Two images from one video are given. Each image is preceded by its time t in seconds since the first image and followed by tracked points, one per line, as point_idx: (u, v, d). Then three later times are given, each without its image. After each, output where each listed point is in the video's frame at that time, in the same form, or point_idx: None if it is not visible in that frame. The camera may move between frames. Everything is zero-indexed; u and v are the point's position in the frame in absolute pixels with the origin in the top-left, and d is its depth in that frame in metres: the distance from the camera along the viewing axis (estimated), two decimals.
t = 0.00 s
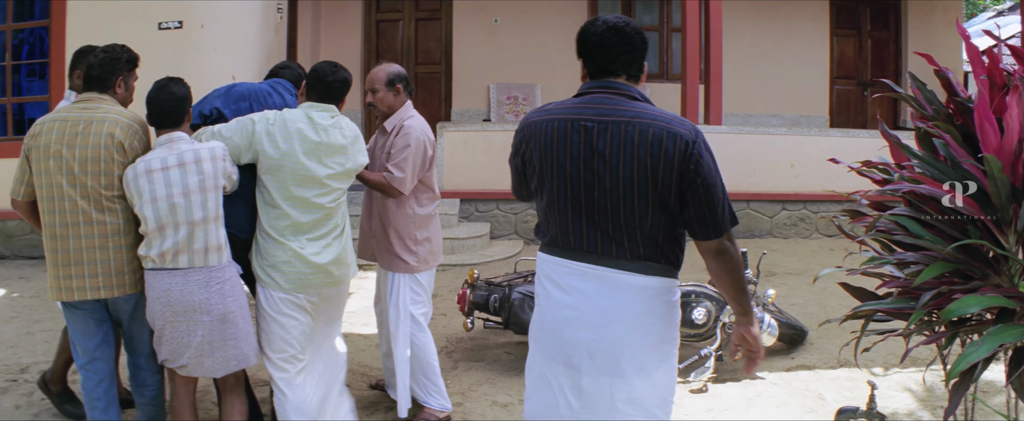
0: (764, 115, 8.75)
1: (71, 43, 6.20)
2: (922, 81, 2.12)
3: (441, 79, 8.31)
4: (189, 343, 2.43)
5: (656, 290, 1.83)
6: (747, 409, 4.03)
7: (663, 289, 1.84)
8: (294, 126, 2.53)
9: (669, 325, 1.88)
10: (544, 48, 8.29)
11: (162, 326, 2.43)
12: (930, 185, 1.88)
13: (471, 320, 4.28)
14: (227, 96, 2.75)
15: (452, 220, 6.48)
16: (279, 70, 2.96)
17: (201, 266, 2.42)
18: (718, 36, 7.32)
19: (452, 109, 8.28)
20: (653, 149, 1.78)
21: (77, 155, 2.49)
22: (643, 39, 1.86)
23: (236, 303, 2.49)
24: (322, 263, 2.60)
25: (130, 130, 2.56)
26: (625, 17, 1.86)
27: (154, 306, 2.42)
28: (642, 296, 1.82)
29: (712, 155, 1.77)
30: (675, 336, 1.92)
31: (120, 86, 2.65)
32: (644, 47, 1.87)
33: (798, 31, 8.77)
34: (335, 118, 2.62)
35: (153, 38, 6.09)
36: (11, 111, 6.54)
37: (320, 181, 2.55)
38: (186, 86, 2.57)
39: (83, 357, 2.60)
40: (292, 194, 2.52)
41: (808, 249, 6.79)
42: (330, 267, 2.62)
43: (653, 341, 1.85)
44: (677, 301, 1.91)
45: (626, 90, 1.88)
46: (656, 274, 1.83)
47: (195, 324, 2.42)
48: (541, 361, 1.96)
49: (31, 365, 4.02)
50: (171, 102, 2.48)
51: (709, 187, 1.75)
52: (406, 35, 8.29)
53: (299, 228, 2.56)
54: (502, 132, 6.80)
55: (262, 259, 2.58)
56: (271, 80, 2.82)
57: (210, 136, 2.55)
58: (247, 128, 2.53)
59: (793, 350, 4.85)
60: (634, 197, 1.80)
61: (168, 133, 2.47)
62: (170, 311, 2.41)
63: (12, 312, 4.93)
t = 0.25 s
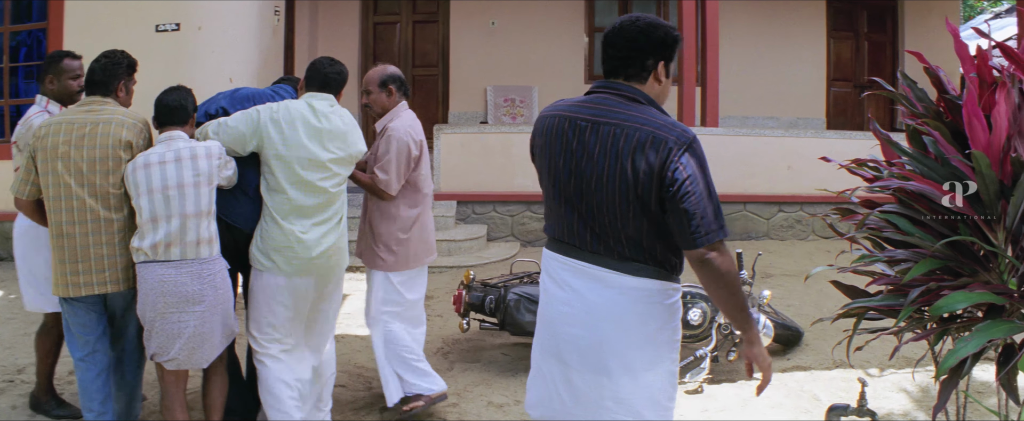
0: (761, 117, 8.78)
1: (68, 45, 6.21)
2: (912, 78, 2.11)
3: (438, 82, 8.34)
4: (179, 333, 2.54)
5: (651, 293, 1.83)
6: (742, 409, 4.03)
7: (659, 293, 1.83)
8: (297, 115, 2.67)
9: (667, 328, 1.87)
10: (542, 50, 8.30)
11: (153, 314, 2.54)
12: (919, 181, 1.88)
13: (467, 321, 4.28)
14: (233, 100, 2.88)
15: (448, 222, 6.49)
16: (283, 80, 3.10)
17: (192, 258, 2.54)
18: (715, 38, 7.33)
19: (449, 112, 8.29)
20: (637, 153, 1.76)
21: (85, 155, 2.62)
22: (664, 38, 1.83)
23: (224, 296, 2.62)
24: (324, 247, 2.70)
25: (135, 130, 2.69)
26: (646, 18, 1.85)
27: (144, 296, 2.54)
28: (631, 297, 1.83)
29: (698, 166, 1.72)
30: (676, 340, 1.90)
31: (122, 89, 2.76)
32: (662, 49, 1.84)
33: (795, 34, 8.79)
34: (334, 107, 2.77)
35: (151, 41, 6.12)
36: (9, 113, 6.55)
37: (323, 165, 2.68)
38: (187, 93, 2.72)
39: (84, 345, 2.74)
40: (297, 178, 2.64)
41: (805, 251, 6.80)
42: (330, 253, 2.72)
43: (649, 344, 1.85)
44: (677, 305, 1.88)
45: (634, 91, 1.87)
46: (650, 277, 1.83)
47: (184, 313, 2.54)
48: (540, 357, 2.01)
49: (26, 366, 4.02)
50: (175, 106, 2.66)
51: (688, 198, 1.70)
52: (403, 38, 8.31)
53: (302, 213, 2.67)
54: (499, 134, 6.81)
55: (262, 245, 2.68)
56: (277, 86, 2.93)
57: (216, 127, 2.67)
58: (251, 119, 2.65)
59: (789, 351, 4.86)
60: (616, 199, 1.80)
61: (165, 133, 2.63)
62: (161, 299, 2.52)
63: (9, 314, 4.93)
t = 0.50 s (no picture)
0: (756, 121, 8.81)
1: (63, 49, 6.23)
2: (901, 80, 2.12)
3: (434, 86, 8.37)
4: (183, 325, 2.64)
5: (646, 295, 1.84)
6: (736, 411, 4.02)
7: (653, 294, 1.84)
8: (285, 107, 2.82)
9: (663, 328, 1.88)
10: (538, 55, 8.32)
11: (154, 311, 2.62)
12: (906, 180, 1.89)
13: (461, 324, 4.28)
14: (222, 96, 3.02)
15: (443, 225, 6.49)
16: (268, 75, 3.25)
17: (193, 255, 2.63)
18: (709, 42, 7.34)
19: (445, 116, 8.31)
20: (622, 158, 1.77)
21: (86, 151, 2.71)
22: (671, 39, 1.81)
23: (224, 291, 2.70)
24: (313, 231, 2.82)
25: (135, 128, 2.79)
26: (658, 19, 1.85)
27: (145, 293, 2.60)
28: (622, 298, 1.84)
29: (680, 174, 1.69)
30: (674, 340, 1.91)
31: (123, 89, 2.89)
32: (667, 51, 1.82)
33: (790, 38, 8.81)
34: (320, 97, 2.93)
35: (146, 44, 6.14)
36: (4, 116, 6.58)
37: (311, 151, 2.82)
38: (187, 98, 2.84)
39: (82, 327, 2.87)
40: (287, 164, 2.78)
41: (799, 254, 6.81)
42: (318, 236, 2.83)
43: (645, 345, 1.87)
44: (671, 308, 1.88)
45: (637, 93, 1.87)
46: (643, 279, 1.84)
47: (184, 310, 2.62)
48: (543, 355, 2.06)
49: (21, 369, 4.02)
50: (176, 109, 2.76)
51: (665, 206, 1.68)
52: (399, 43, 8.34)
53: (293, 199, 2.80)
54: (494, 138, 6.81)
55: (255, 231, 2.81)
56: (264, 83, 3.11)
57: (209, 125, 2.81)
58: (241, 113, 2.80)
59: (783, 354, 4.86)
60: (602, 202, 1.81)
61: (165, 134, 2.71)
62: (163, 294, 2.59)
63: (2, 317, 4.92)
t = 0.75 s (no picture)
0: (751, 122, 8.83)
1: (59, 50, 6.22)
2: (892, 76, 2.12)
3: (430, 87, 8.37)
4: (175, 308, 2.69)
5: (640, 295, 1.84)
6: (731, 411, 4.02)
7: (646, 293, 1.85)
8: (281, 110, 2.91)
9: (659, 327, 1.88)
10: (534, 55, 8.33)
11: (147, 299, 2.70)
12: (897, 178, 1.90)
13: (456, 324, 4.28)
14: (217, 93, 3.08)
15: (439, 226, 6.49)
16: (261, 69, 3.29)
17: (183, 242, 2.68)
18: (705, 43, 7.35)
19: (441, 117, 8.32)
20: (615, 158, 1.78)
21: (81, 148, 2.75)
22: (667, 41, 1.83)
23: (213, 278, 2.74)
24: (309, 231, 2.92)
25: (128, 125, 2.82)
26: (660, 24, 1.86)
27: (140, 279, 2.67)
28: (611, 296, 1.85)
29: (670, 177, 1.70)
30: (671, 340, 1.91)
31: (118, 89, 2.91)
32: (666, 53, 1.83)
33: (785, 39, 8.83)
34: (314, 100, 3.02)
35: (141, 45, 6.11)
36: None
37: (306, 154, 2.91)
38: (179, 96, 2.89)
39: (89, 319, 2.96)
40: (281, 166, 2.88)
41: (795, 254, 6.82)
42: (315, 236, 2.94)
43: (641, 344, 1.88)
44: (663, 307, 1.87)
45: (637, 95, 1.89)
46: (637, 278, 1.84)
47: (174, 295, 2.68)
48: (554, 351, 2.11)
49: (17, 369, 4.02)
50: (162, 103, 2.81)
51: (654, 208, 1.70)
52: (395, 44, 8.35)
53: (287, 200, 2.89)
54: (490, 139, 6.81)
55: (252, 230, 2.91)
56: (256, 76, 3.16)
57: (207, 123, 2.88)
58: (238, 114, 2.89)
59: (778, 354, 4.87)
60: (596, 201, 1.83)
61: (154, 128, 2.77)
62: (155, 281, 2.66)
63: None
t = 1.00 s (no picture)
0: (748, 120, 8.83)
1: (56, 50, 6.22)
2: (885, 73, 2.12)
3: (427, 86, 8.38)
4: (162, 302, 2.77)
5: (624, 287, 1.88)
6: (727, 409, 4.02)
7: (630, 283, 1.88)
8: (289, 110, 3.06)
9: (649, 318, 1.90)
10: (531, 54, 8.34)
11: (137, 293, 2.79)
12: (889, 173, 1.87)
13: (453, 322, 4.27)
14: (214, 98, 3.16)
15: (436, 225, 6.49)
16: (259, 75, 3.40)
17: (170, 238, 2.75)
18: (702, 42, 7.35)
19: (438, 115, 8.32)
20: (596, 149, 1.84)
21: (71, 150, 2.81)
22: (652, 41, 1.86)
23: (200, 274, 2.81)
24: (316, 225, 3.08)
25: (116, 126, 2.89)
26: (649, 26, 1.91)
27: (130, 274, 2.76)
28: (594, 282, 1.91)
29: (644, 162, 1.73)
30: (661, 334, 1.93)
31: (106, 89, 2.96)
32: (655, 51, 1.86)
33: (782, 38, 8.84)
34: (317, 101, 3.18)
35: (138, 43, 6.10)
36: None
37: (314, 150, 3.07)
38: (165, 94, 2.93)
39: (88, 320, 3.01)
40: (291, 163, 3.02)
41: (792, 253, 6.83)
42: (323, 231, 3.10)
43: (624, 335, 1.90)
44: (646, 298, 1.89)
45: (627, 92, 1.94)
46: (622, 270, 1.89)
47: (162, 290, 2.76)
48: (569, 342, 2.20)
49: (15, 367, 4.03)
50: (149, 103, 2.87)
51: (629, 193, 1.74)
52: (392, 43, 8.36)
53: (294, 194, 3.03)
54: (487, 137, 6.80)
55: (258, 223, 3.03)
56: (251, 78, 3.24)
57: (213, 120, 2.96)
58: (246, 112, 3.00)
59: (774, 352, 4.87)
60: (585, 195, 1.89)
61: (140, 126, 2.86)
62: (144, 276, 2.74)
63: None
